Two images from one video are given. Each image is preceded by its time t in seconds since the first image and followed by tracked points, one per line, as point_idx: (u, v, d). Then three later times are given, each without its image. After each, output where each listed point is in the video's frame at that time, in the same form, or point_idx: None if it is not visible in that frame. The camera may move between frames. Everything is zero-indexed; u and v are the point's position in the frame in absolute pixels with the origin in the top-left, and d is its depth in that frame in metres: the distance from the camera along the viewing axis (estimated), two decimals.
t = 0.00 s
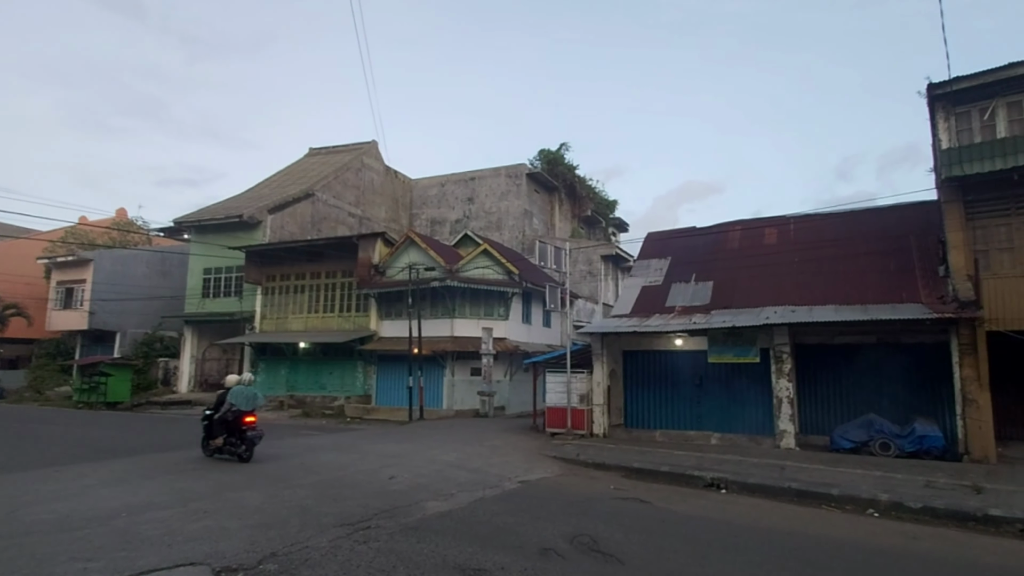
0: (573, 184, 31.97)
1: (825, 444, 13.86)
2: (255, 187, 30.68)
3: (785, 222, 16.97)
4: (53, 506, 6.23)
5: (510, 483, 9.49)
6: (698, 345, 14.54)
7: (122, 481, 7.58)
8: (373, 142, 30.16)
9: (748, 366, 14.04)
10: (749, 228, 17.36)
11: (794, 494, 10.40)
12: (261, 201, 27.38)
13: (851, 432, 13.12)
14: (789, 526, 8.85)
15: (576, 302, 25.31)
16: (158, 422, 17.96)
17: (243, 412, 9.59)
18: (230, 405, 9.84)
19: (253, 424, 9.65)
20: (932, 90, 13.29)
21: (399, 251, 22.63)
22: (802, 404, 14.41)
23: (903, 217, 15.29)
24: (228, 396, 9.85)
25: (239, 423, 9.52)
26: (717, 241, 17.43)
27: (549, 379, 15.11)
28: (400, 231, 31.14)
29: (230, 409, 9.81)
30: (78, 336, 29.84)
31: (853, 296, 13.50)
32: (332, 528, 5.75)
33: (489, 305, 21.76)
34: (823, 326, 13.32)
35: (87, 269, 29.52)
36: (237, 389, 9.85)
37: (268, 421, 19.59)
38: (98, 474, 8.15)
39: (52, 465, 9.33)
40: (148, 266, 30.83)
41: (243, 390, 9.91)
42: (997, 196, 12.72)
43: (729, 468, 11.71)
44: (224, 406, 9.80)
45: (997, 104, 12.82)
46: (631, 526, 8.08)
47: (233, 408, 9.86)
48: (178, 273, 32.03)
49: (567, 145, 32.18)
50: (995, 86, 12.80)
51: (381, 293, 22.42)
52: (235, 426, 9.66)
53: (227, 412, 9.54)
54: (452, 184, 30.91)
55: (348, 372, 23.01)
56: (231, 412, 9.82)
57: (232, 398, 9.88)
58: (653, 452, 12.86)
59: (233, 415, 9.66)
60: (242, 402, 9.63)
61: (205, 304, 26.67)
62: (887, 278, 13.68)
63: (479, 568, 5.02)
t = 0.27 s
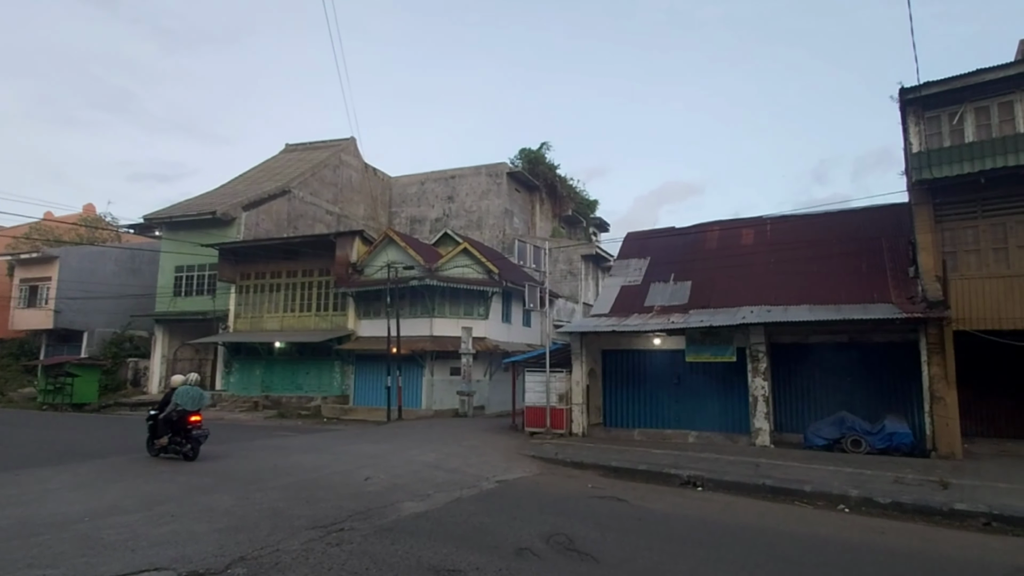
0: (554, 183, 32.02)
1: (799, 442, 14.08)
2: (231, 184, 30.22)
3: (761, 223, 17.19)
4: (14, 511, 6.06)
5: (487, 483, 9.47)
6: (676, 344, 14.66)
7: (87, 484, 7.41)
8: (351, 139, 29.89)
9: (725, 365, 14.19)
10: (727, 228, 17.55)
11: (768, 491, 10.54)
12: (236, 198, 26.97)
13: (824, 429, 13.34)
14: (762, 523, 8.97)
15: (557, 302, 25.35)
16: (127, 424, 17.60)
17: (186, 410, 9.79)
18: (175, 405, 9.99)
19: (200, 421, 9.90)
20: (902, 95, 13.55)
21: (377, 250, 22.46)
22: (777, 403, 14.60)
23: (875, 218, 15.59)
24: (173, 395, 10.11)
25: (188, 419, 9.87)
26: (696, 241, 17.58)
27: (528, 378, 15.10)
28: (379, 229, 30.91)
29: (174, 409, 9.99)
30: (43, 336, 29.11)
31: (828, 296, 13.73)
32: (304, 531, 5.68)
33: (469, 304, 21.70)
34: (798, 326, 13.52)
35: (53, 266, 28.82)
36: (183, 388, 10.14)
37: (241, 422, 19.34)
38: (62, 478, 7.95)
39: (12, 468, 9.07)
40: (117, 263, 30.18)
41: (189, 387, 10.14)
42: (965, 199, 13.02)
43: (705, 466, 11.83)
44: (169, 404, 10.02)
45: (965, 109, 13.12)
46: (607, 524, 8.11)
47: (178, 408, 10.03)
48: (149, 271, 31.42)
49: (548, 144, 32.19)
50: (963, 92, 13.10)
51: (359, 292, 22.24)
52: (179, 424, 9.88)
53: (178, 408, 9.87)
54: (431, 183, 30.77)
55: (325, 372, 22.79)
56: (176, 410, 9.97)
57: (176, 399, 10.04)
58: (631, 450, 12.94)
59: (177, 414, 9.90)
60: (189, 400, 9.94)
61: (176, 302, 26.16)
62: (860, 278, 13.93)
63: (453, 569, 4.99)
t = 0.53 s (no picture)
0: (536, 182, 32.02)
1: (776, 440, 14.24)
2: (207, 181, 29.77)
3: (741, 223, 17.37)
4: None
5: (467, 483, 9.44)
6: (656, 344, 14.73)
7: (53, 488, 7.24)
8: (331, 136, 29.61)
9: (704, 364, 14.31)
10: (707, 228, 17.70)
11: (746, 488, 10.66)
12: (212, 194, 26.57)
13: (800, 427, 13.51)
14: (739, 520, 9.06)
15: (538, 301, 25.37)
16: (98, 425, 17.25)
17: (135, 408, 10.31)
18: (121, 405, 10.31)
19: (142, 421, 10.34)
20: (878, 98, 13.79)
21: (357, 248, 22.26)
22: (755, 401, 14.76)
23: (851, 220, 15.84)
24: (114, 396, 10.39)
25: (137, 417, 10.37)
26: (676, 241, 17.71)
27: (509, 378, 15.08)
28: (359, 228, 30.67)
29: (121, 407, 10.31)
30: (10, 335, 28.41)
31: (806, 296, 13.90)
32: (278, 533, 5.61)
33: (450, 303, 21.63)
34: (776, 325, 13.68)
35: (21, 264, 28.17)
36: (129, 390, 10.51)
37: (217, 423, 19.08)
38: (27, 481, 7.76)
39: None
40: (89, 261, 29.56)
41: (133, 387, 10.48)
42: (937, 201, 13.26)
43: (684, 465, 11.92)
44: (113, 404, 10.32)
45: (937, 113, 13.37)
46: (586, 523, 8.13)
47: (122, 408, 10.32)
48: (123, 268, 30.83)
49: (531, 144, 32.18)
50: (936, 96, 13.35)
51: (339, 291, 22.03)
52: (123, 424, 10.17)
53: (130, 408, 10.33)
54: (413, 181, 30.61)
55: (304, 372, 22.57)
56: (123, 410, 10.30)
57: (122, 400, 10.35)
58: (611, 449, 12.99)
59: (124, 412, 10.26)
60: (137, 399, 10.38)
61: (150, 301, 25.70)
62: (837, 279, 14.13)
63: (428, 570, 4.96)
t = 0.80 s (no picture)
0: (515, 182, 32.03)
1: (751, 437, 14.45)
2: (180, 177, 29.26)
3: (717, 223, 17.57)
4: None
5: (443, 483, 9.42)
6: (633, 343, 14.84)
7: (15, 492, 7.06)
8: (307, 133, 29.28)
9: (681, 363, 14.45)
10: (685, 228, 17.88)
11: (720, 486, 10.80)
12: (185, 190, 26.11)
13: (775, 425, 13.73)
14: (712, 517, 9.18)
15: (517, 300, 25.40)
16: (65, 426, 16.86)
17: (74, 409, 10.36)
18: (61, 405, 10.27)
19: (83, 422, 10.39)
20: (850, 101, 14.05)
21: (333, 246, 22.07)
22: (731, 400, 14.97)
23: (825, 221, 16.12)
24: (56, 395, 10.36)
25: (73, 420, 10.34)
26: (654, 240, 17.86)
27: (486, 377, 15.07)
28: (336, 226, 30.39)
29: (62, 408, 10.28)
30: None
31: (780, 296, 14.13)
32: (249, 535, 5.55)
33: (428, 302, 21.55)
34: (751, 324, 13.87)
35: None
36: (68, 391, 10.48)
37: (190, 424, 18.76)
38: None
39: None
40: (56, 258, 28.84)
41: (71, 389, 10.48)
42: (907, 203, 13.56)
43: (659, 463, 12.04)
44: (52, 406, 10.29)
45: (908, 117, 13.68)
46: (561, 522, 8.18)
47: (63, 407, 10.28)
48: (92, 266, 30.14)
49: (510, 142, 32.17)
50: (907, 100, 13.65)
51: (314, 289, 21.79)
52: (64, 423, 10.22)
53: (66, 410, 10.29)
54: (390, 179, 30.43)
55: (279, 372, 22.30)
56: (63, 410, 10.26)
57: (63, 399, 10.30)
58: (588, 448, 13.06)
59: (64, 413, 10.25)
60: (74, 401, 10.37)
61: (120, 299, 25.17)
62: (810, 279, 14.38)
63: (401, 571, 4.94)
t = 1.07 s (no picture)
0: (486, 181, 32.03)
1: (719, 436, 14.72)
2: (143, 172, 28.56)
3: (686, 224, 17.86)
4: None
5: (412, 483, 9.41)
6: (603, 342, 14.98)
7: None
8: (275, 129, 28.84)
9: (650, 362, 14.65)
10: (654, 229, 18.13)
11: (689, 484, 11.00)
12: (148, 186, 25.49)
13: (742, 424, 14.01)
14: (677, 515, 9.36)
15: (488, 300, 25.50)
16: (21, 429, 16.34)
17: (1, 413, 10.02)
18: None
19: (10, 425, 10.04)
20: (817, 104, 14.42)
21: (301, 244, 21.82)
22: (699, 399, 15.23)
23: (790, 223, 16.52)
24: None
25: None
26: (625, 240, 18.06)
27: (456, 377, 15.05)
28: (305, 224, 30.02)
29: None
30: None
31: (747, 297, 14.43)
32: (213, 538, 5.48)
33: (398, 301, 21.44)
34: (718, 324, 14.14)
35: None
36: None
37: (153, 425, 18.35)
38: None
39: None
40: (12, 254, 27.88)
41: None
42: (871, 205, 13.99)
43: (628, 461, 12.21)
44: None
45: (873, 120, 14.11)
46: (530, 521, 8.26)
47: None
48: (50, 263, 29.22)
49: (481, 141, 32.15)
50: (872, 103, 14.07)
51: (282, 288, 21.49)
52: None
53: None
54: (361, 176, 30.18)
55: (245, 371, 21.94)
56: None
57: None
58: (559, 447, 13.17)
59: None
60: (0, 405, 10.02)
61: (80, 297, 24.48)
62: (775, 280, 14.72)
63: (367, 572, 4.94)
